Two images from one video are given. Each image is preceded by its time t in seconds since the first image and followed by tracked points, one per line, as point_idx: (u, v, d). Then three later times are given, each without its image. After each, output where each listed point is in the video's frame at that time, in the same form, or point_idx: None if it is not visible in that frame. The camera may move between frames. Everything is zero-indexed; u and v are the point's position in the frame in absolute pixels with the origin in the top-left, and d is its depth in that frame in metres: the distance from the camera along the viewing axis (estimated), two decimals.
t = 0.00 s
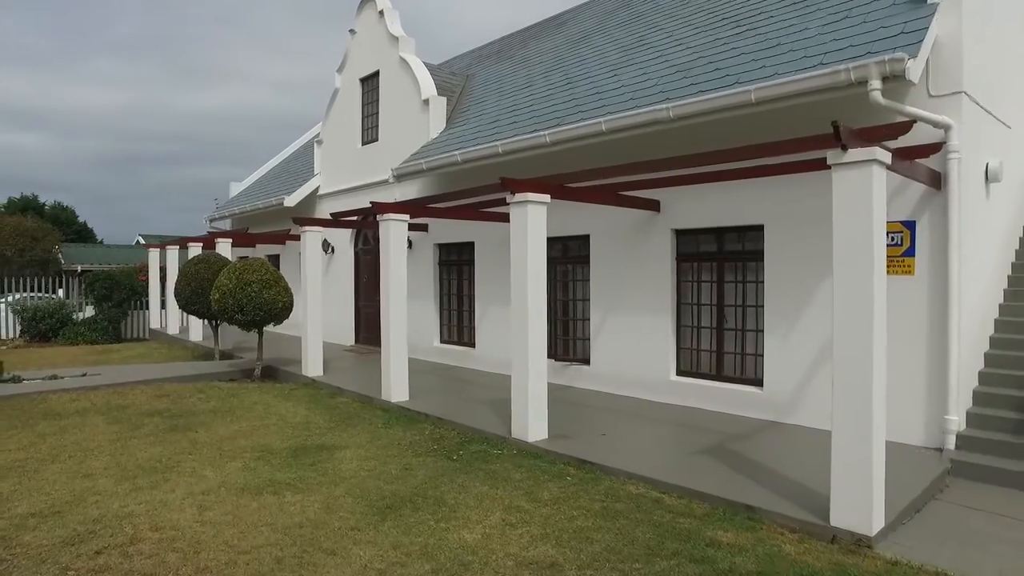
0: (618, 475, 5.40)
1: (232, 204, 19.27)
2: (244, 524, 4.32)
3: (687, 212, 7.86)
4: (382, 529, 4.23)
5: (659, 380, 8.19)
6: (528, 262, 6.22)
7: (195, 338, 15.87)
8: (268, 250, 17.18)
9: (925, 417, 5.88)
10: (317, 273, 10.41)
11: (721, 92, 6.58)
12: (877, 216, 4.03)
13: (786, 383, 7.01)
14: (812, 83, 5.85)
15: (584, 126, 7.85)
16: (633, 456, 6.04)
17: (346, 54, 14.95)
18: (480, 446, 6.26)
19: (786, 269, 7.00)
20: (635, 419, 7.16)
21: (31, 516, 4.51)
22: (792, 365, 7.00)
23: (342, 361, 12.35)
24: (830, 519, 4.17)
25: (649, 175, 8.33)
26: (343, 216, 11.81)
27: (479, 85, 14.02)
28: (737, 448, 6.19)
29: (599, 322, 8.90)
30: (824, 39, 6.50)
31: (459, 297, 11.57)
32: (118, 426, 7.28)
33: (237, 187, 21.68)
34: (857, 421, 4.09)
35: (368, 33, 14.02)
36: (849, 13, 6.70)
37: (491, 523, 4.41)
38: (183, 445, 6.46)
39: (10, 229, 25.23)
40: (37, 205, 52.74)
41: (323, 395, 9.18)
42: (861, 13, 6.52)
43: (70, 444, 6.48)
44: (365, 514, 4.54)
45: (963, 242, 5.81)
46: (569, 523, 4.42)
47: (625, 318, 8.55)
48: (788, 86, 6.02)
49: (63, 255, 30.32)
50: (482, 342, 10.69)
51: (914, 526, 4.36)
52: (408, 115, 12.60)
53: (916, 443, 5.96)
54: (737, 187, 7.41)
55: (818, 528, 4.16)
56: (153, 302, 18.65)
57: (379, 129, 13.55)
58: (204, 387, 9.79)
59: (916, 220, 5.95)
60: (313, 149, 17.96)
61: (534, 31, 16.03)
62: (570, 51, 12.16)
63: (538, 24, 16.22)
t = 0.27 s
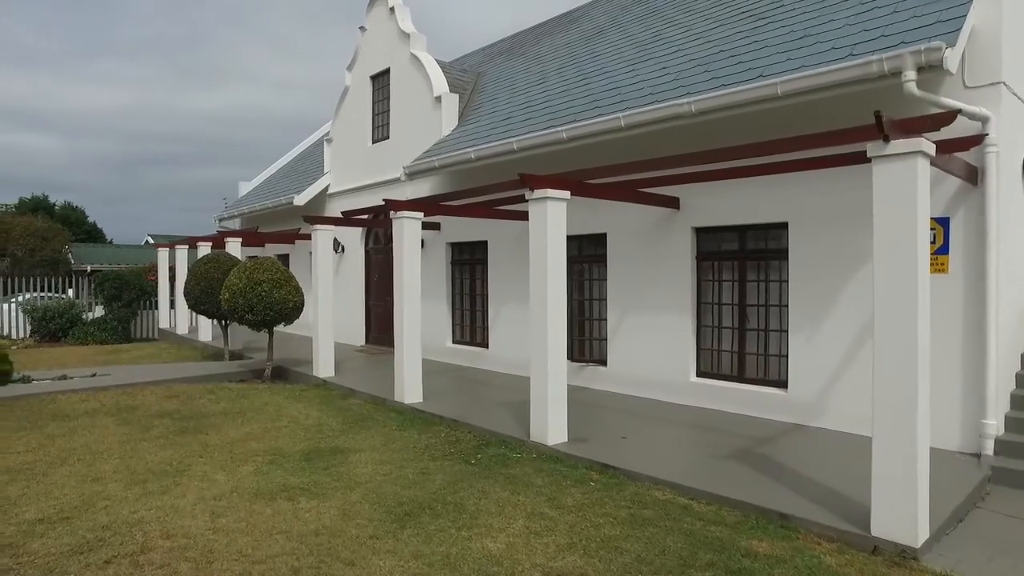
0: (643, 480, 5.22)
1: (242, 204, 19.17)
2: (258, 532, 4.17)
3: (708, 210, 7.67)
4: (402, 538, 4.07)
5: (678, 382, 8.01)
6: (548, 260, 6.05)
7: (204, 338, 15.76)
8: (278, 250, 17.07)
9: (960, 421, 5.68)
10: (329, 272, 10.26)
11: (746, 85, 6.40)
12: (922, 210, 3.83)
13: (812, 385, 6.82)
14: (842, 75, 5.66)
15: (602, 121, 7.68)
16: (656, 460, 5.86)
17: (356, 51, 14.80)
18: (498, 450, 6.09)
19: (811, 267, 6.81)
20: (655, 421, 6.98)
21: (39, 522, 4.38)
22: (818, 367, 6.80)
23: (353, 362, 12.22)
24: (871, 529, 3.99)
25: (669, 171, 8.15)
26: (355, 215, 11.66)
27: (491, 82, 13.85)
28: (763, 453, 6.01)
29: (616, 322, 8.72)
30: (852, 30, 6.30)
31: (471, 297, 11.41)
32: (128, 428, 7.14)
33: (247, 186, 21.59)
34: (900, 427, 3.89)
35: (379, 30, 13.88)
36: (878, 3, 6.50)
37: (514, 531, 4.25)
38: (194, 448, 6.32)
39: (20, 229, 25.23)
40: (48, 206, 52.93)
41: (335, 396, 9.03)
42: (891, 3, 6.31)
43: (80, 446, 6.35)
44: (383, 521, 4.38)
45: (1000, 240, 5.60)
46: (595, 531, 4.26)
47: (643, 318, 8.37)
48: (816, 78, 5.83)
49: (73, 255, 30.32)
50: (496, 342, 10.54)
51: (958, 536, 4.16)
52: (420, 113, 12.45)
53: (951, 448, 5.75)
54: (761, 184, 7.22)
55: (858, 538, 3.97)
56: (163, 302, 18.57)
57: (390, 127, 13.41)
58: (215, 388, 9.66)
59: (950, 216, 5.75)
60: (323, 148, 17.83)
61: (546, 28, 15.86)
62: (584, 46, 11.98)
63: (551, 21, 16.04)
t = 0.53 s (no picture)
0: (669, 488, 5.05)
1: (250, 203, 19.05)
2: (274, 544, 4.01)
3: (730, 209, 7.48)
4: (423, 550, 3.91)
5: (698, 385, 7.82)
6: (569, 261, 5.89)
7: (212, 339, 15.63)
8: (286, 250, 16.93)
9: (998, 427, 5.48)
10: (338, 271, 10.08)
11: (771, 80, 6.21)
12: (971, 209, 3.65)
13: (838, 388, 6.62)
14: (873, 69, 5.48)
15: (620, 118, 7.50)
16: (680, 466, 5.68)
17: (366, 49, 14.66)
18: (517, 456, 5.92)
19: (838, 268, 6.61)
20: (677, 426, 6.80)
21: (46, 532, 4.22)
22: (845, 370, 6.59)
23: (363, 363, 12.07)
24: (917, 543, 3.80)
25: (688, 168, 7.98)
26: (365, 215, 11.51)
27: (502, 80, 13.68)
28: (791, 459, 5.83)
29: (633, 323, 8.54)
30: (882, 23, 6.11)
31: (483, 298, 11.25)
32: (137, 432, 7.00)
33: (254, 186, 21.47)
34: (948, 436, 3.71)
35: (389, 27, 13.72)
36: None
37: (540, 543, 4.08)
38: (204, 453, 6.16)
39: (29, 229, 25.20)
40: (56, 206, 53.06)
41: (346, 399, 8.87)
42: None
43: (88, 451, 6.20)
44: (403, 532, 4.21)
45: None
46: (624, 543, 4.08)
47: (661, 319, 8.18)
48: (846, 73, 5.64)
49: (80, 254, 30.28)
50: (509, 343, 10.41)
51: (1006, 550, 3.97)
52: (431, 111, 12.29)
53: (987, 455, 5.56)
54: (784, 182, 7.02)
55: (903, 552, 3.79)
56: (170, 302, 18.46)
57: (399, 126, 13.26)
58: (224, 390, 9.51)
59: (986, 215, 5.55)
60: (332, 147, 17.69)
61: (556, 25, 15.68)
62: (597, 43, 11.80)
63: (561, 18, 15.86)
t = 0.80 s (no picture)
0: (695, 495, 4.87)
1: (255, 202, 18.92)
2: (287, 554, 3.85)
3: (749, 207, 7.29)
4: (443, 561, 3.75)
5: (715, 387, 7.63)
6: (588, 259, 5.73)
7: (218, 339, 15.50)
8: (293, 249, 16.79)
9: None
10: (347, 270, 9.92)
11: (795, 74, 6.03)
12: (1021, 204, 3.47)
13: (863, 391, 6.43)
14: (903, 61, 5.30)
15: (637, 114, 7.32)
16: (703, 471, 5.49)
17: (373, 46, 14.51)
18: (534, 461, 5.75)
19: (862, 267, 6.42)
20: (696, 429, 6.61)
21: (50, 541, 4.07)
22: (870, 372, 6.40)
23: (371, 364, 11.92)
24: (963, 556, 3.63)
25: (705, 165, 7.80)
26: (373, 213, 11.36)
27: (510, 77, 13.52)
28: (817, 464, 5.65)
29: (648, 324, 8.35)
30: (910, 15, 5.93)
31: (493, 298, 11.08)
32: (144, 434, 6.85)
33: (260, 185, 21.35)
34: (996, 444, 3.52)
35: (396, 24, 13.57)
36: None
37: (564, 554, 3.91)
38: (212, 457, 6.00)
39: (34, 229, 25.08)
40: (61, 206, 53.07)
41: (356, 400, 8.72)
42: None
43: (93, 455, 6.04)
44: (420, 542, 4.05)
45: None
46: (652, 554, 3.91)
47: (678, 320, 7.99)
48: (874, 65, 5.46)
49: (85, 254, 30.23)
50: (521, 344, 10.26)
51: None
52: (439, 109, 12.13)
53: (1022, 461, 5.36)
54: (806, 179, 6.83)
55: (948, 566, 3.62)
56: (176, 303, 18.34)
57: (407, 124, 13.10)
58: (231, 391, 9.36)
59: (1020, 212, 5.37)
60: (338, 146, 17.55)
61: (565, 22, 15.50)
62: (608, 39, 11.62)
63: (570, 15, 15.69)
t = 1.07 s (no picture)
0: (723, 503, 4.67)
1: (262, 202, 18.77)
2: (301, 567, 3.67)
3: (770, 204, 7.08)
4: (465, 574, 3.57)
5: (735, 389, 7.43)
6: (608, 257, 5.56)
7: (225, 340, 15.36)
8: (299, 249, 16.64)
9: None
10: (355, 270, 9.75)
11: (822, 66, 5.83)
12: None
13: (890, 393, 6.22)
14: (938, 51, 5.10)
15: (655, 109, 7.13)
16: (728, 476, 5.29)
17: (381, 43, 14.35)
18: (552, 466, 5.57)
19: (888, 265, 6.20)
20: (717, 433, 6.42)
21: (54, 551, 3.90)
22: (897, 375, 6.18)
23: (380, 365, 11.75)
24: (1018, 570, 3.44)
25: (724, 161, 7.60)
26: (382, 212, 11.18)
27: (520, 74, 13.34)
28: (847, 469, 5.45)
29: (665, 324, 8.15)
30: (942, 4, 5.72)
31: (504, 297, 10.89)
32: (151, 437, 6.69)
33: (265, 185, 21.21)
34: None
35: (405, 20, 13.40)
36: None
37: (590, 566, 3.72)
38: (221, 461, 5.84)
39: (40, 229, 24.98)
40: (68, 206, 53.09)
41: (366, 402, 8.55)
42: None
43: (99, 459, 5.88)
44: (439, 553, 3.87)
45: None
46: (684, 567, 3.72)
47: (696, 321, 7.78)
48: (907, 56, 5.26)
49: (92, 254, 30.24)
50: (533, 345, 10.09)
51: None
52: (449, 106, 11.96)
53: None
54: (830, 174, 6.61)
55: None
56: (182, 302, 18.21)
57: (416, 121, 12.93)
58: (239, 393, 9.21)
59: None
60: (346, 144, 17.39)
61: (574, 19, 15.32)
62: (620, 35, 11.43)
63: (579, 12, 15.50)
